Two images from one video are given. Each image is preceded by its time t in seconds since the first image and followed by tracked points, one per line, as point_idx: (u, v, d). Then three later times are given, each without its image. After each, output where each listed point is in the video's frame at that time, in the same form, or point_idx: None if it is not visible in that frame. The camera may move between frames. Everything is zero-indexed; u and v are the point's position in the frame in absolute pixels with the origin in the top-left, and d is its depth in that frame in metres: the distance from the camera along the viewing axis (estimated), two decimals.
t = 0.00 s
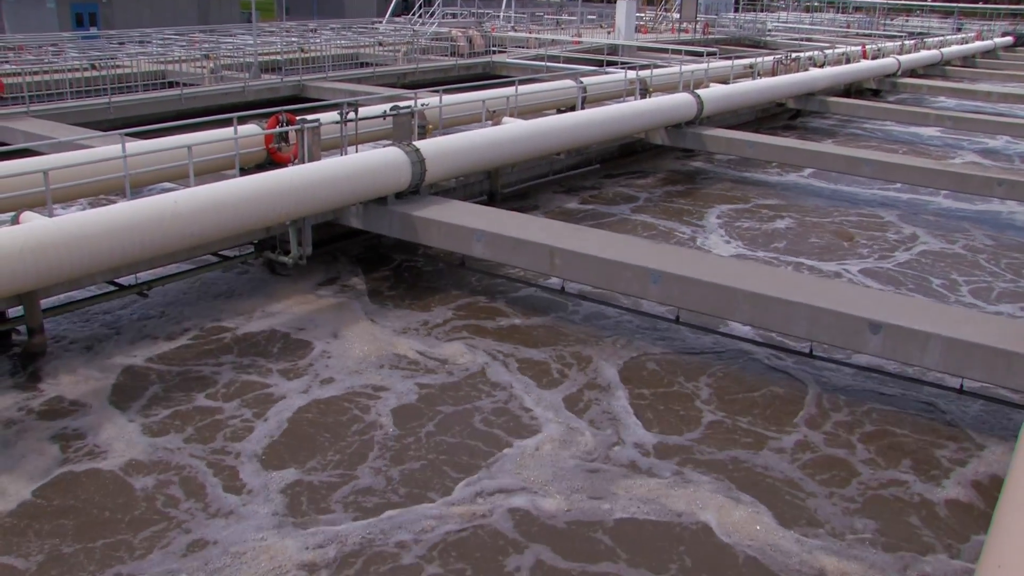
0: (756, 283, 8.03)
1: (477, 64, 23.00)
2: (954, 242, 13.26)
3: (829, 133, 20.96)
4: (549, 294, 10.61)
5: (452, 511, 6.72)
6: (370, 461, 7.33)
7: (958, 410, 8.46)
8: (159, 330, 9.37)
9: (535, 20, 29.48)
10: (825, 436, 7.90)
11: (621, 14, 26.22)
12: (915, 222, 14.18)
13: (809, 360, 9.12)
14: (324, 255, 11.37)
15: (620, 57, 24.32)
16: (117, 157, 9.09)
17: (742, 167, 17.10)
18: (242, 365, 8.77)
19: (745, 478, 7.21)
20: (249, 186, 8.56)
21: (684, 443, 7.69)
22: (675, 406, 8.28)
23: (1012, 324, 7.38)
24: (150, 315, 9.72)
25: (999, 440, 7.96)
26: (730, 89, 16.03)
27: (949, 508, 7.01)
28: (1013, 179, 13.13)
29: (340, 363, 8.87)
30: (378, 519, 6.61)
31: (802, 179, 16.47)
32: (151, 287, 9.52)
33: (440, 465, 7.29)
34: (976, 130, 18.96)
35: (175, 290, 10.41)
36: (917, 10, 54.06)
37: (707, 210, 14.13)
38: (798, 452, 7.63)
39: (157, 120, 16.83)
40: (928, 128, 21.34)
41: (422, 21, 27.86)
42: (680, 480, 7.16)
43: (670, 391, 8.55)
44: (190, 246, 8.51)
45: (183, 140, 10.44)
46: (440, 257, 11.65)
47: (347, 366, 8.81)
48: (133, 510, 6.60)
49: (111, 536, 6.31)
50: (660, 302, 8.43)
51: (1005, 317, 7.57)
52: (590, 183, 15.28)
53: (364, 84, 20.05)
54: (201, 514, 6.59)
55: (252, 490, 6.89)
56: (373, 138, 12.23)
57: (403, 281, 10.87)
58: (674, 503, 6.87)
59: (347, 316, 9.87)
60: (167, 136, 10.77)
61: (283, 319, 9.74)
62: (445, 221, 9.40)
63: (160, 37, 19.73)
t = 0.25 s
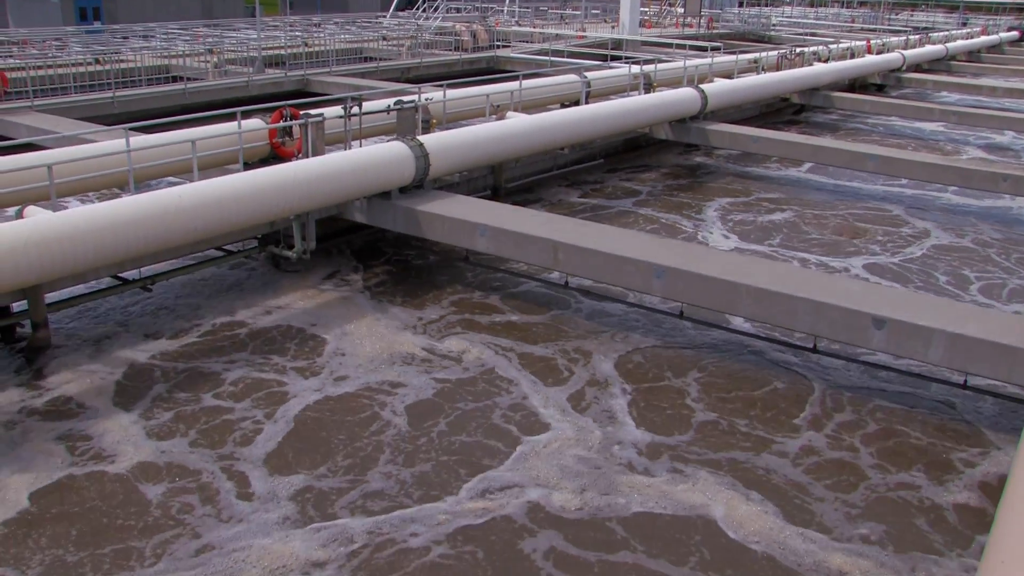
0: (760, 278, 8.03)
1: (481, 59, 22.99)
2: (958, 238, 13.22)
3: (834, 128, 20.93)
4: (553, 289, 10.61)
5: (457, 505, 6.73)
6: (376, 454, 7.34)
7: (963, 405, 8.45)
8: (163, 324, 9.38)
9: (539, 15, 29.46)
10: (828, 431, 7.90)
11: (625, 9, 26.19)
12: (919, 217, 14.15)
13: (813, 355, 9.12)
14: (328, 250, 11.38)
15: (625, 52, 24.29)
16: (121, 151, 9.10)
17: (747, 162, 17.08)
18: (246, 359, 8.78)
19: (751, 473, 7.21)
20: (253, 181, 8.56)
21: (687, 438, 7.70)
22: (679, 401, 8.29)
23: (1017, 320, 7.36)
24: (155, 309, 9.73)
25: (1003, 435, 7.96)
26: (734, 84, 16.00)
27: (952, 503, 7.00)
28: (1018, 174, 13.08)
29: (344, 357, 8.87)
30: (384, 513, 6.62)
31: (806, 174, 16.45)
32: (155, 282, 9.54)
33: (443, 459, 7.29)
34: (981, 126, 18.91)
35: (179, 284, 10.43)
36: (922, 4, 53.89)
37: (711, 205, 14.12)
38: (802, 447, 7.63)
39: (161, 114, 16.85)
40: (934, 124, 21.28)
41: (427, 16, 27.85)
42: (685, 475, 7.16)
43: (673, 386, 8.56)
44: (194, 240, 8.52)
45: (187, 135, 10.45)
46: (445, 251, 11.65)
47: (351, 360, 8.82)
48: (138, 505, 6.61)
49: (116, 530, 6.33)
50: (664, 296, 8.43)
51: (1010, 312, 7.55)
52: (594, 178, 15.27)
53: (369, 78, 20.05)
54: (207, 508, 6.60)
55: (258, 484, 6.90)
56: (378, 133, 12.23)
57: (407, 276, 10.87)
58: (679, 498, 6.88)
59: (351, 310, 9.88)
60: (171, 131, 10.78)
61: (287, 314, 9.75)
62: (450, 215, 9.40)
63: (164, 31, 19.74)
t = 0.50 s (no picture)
0: (763, 273, 8.02)
1: (485, 53, 22.98)
2: (962, 233, 13.19)
3: (837, 124, 20.90)
4: (556, 284, 10.60)
5: (461, 499, 6.72)
6: (380, 448, 7.33)
7: (967, 400, 8.44)
8: (166, 319, 9.38)
9: (543, 10, 29.44)
10: (832, 426, 7.89)
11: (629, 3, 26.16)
12: (923, 212, 14.11)
13: (817, 350, 9.11)
14: (331, 244, 11.38)
15: (628, 46, 24.26)
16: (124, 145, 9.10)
17: (750, 157, 17.06)
18: (249, 354, 8.78)
19: (754, 467, 7.21)
20: (257, 175, 8.56)
21: (691, 432, 7.69)
22: (682, 395, 8.28)
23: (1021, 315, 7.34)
24: (159, 303, 9.74)
25: (1007, 430, 7.94)
26: (738, 79, 15.98)
27: (956, 498, 6.98)
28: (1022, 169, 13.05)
29: (347, 352, 8.87)
30: (386, 507, 6.61)
31: (810, 169, 16.42)
32: (158, 276, 9.53)
33: (446, 453, 7.28)
34: (986, 121, 18.87)
35: (182, 278, 10.43)
36: None
37: (715, 200, 14.09)
38: (805, 441, 7.61)
39: (165, 109, 16.86)
40: (938, 119, 21.25)
41: (431, 11, 27.84)
42: (689, 468, 7.16)
43: (677, 380, 8.54)
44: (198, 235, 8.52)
45: (190, 129, 10.45)
46: (448, 246, 11.64)
47: (354, 355, 8.82)
48: (141, 498, 6.61)
49: (119, 520, 6.34)
50: (667, 291, 8.42)
51: (1014, 308, 7.54)
52: (597, 172, 15.26)
53: (372, 73, 20.04)
54: (208, 502, 6.60)
55: (261, 477, 6.90)
56: (381, 127, 12.23)
57: (410, 271, 10.86)
58: (683, 491, 6.87)
59: (354, 305, 9.87)
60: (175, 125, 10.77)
61: (290, 308, 9.74)
62: (453, 210, 9.39)
63: (167, 26, 19.75)
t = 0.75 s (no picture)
0: (767, 268, 8.01)
1: (489, 48, 22.96)
2: (967, 230, 13.16)
3: (842, 119, 20.87)
4: (559, 279, 10.60)
5: (462, 494, 6.73)
6: (383, 443, 7.34)
7: (970, 396, 8.43)
8: (170, 313, 9.39)
9: (547, 4, 29.42)
10: (835, 422, 7.88)
11: None
12: (927, 209, 14.09)
13: (820, 346, 9.11)
14: (335, 239, 11.39)
15: (632, 41, 24.24)
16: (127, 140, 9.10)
17: (755, 152, 17.04)
18: (253, 348, 8.78)
19: (756, 463, 7.21)
20: (260, 170, 8.56)
21: (694, 427, 7.68)
22: (685, 391, 8.28)
23: None
24: (162, 297, 9.75)
25: (1011, 427, 7.93)
26: (742, 74, 15.95)
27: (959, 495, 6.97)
28: None
29: (350, 346, 8.87)
30: (388, 502, 6.62)
31: (814, 165, 16.40)
32: (162, 271, 9.54)
33: (449, 448, 7.29)
34: (991, 117, 18.83)
35: (186, 273, 10.44)
36: None
37: (719, 195, 14.08)
38: (808, 438, 7.61)
39: (169, 103, 16.87)
40: (943, 114, 21.21)
41: (435, 5, 27.83)
42: (691, 463, 7.16)
43: (680, 376, 8.54)
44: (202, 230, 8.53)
45: (194, 124, 10.45)
46: (452, 241, 11.64)
47: (358, 350, 8.82)
48: (143, 493, 6.61)
49: (120, 514, 6.35)
50: (671, 287, 8.42)
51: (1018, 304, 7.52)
52: (601, 167, 15.25)
53: (376, 67, 20.04)
54: (210, 495, 6.61)
55: (264, 472, 6.90)
56: (385, 122, 12.22)
57: (413, 266, 10.87)
58: (685, 487, 6.87)
59: (358, 300, 9.88)
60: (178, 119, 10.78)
61: (294, 303, 9.74)
62: (457, 205, 9.40)
63: (171, 20, 19.75)
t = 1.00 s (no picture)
0: (772, 265, 8.00)
1: (493, 44, 22.95)
2: (972, 227, 13.13)
3: (847, 115, 20.83)
4: (563, 276, 10.59)
5: (463, 490, 6.74)
6: (387, 439, 7.35)
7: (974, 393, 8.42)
8: (174, 309, 9.41)
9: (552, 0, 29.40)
10: (839, 419, 7.87)
11: None
12: (932, 206, 14.05)
13: (824, 343, 9.10)
14: (339, 235, 11.39)
15: (637, 37, 24.21)
16: (131, 136, 9.12)
17: (759, 148, 17.01)
18: (257, 344, 8.80)
19: (759, 459, 7.21)
20: (265, 165, 8.57)
21: (697, 424, 7.68)
22: (687, 388, 8.28)
23: None
24: (166, 292, 9.77)
25: (1015, 424, 7.92)
26: (747, 70, 15.92)
27: (961, 492, 6.97)
28: None
29: (354, 343, 8.88)
30: (389, 498, 6.62)
31: (819, 161, 16.37)
32: (166, 266, 9.55)
33: (452, 444, 7.30)
34: (996, 113, 18.79)
35: (190, 268, 10.45)
36: None
37: (724, 191, 14.06)
38: (810, 432, 7.64)
39: (173, 99, 16.89)
40: (948, 110, 21.16)
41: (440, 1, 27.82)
42: (694, 461, 7.16)
43: (685, 373, 8.54)
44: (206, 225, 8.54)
45: (198, 119, 10.46)
46: (456, 237, 11.64)
47: (361, 345, 8.83)
48: (147, 489, 6.62)
49: (122, 510, 6.36)
50: (675, 283, 8.42)
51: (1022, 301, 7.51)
52: (605, 164, 15.24)
53: (380, 63, 20.05)
54: (212, 491, 6.63)
55: (267, 469, 6.91)
56: (389, 118, 12.22)
57: (418, 261, 10.87)
58: (687, 484, 6.87)
59: (362, 295, 9.89)
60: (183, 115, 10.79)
61: (298, 298, 9.76)
62: (462, 201, 9.40)
63: (176, 16, 19.77)
